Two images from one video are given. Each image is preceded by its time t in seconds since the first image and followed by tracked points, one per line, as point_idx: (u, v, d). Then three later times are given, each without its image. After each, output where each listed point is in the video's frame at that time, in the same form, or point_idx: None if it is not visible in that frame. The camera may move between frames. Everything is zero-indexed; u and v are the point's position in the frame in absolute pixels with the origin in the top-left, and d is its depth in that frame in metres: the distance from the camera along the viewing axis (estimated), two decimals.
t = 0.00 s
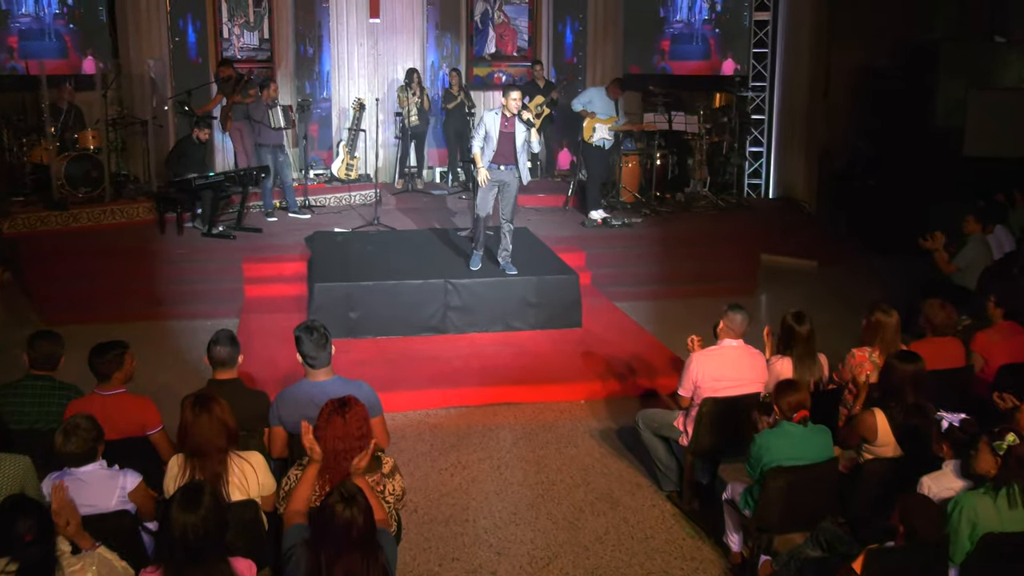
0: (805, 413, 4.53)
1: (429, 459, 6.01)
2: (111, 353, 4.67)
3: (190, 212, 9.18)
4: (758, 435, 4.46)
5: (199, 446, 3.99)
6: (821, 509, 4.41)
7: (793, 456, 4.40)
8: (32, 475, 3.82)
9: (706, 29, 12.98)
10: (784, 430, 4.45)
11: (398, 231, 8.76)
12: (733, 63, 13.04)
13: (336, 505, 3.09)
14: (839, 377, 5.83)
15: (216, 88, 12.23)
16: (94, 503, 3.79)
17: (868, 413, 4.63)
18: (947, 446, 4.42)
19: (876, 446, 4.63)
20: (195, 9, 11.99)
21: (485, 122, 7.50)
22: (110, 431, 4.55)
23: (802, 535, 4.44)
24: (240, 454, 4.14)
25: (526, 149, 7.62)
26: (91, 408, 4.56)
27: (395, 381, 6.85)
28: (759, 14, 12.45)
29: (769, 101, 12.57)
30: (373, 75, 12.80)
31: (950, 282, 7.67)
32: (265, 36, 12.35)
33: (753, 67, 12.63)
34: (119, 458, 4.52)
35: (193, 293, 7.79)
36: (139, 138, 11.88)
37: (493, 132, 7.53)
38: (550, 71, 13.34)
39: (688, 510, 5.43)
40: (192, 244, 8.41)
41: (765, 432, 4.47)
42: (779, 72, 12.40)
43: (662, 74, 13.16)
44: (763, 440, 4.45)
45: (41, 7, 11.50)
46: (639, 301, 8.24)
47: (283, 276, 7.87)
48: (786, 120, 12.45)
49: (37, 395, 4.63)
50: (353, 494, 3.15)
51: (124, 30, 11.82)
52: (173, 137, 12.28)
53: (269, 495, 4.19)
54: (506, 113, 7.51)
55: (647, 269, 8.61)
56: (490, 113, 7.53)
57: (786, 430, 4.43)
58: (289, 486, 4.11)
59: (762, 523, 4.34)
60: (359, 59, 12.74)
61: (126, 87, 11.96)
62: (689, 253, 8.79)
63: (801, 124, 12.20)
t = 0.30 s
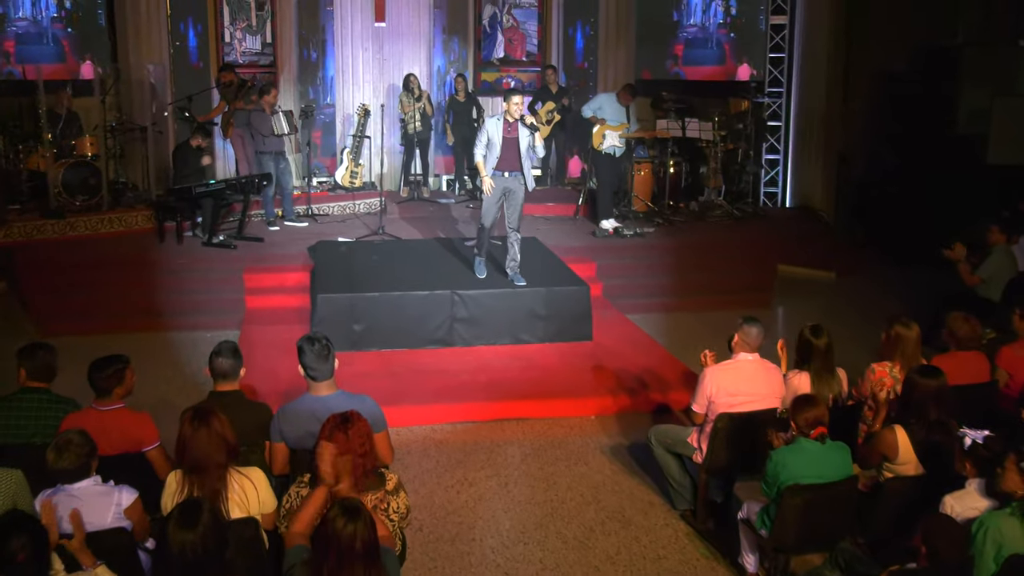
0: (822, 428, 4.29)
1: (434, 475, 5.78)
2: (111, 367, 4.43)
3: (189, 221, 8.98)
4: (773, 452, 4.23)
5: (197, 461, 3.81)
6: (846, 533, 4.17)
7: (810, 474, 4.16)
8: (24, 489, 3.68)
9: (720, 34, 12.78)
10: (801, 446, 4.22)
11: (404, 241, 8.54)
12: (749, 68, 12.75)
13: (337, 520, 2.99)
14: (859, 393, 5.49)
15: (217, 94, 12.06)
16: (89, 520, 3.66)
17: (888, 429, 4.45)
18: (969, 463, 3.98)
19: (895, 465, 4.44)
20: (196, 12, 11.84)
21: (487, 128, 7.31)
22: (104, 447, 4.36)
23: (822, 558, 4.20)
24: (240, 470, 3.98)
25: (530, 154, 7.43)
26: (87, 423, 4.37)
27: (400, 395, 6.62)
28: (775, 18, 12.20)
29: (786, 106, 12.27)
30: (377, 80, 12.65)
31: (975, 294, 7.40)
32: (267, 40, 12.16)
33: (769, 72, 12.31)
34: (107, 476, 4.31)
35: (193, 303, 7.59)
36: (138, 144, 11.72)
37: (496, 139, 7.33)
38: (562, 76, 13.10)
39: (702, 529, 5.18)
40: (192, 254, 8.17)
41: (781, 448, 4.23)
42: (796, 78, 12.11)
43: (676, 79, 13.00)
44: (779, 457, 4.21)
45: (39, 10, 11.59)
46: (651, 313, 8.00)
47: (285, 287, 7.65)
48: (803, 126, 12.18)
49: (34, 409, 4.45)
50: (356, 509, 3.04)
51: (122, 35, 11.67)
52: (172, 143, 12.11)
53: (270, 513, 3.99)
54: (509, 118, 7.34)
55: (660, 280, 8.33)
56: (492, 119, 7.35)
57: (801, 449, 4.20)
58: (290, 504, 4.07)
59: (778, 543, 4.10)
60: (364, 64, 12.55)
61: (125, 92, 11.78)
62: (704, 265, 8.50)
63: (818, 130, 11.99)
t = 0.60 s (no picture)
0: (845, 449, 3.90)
1: (436, 497, 5.42)
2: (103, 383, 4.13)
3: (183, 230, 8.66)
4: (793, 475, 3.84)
5: (190, 481, 3.49)
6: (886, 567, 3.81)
7: (835, 496, 3.75)
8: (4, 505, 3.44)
9: (738, 35, 12.34)
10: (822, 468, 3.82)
11: (407, 251, 8.18)
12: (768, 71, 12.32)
13: (331, 541, 2.80)
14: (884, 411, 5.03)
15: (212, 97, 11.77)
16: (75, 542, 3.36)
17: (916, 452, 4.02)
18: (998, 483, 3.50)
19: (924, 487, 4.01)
20: (190, 11, 11.57)
21: (478, 134, 7.00)
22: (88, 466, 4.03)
23: None
24: (235, 491, 3.66)
25: (524, 160, 7.11)
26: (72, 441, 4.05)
27: (402, 412, 6.28)
28: (797, 17, 11.50)
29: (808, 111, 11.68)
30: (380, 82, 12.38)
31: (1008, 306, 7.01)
32: (265, 41, 11.85)
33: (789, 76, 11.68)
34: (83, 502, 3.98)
35: (187, 316, 7.27)
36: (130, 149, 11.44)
37: (489, 145, 7.02)
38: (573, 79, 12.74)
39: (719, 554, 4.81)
40: (188, 264, 7.80)
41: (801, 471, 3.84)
42: (819, 79, 11.50)
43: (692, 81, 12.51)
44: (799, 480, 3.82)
45: (27, 9, 11.30)
46: (666, 327, 7.64)
47: (283, 299, 7.31)
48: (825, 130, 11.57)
49: (19, 427, 4.14)
50: (352, 530, 2.86)
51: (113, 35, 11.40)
52: (165, 147, 11.82)
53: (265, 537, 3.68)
54: (500, 123, 7.02)
55: (676, 292, 7.89)
56: (484, 125, 7.05)
57: (822, 469, 3.79)
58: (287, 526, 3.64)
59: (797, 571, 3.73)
60: (365, 65, 12.27)
61: (117, 94, 11.38)
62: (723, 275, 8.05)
63: (842, 134, 11.41)
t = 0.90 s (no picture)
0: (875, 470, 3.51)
1: (439, 521, 5.06)
2: (92, 396, 3.78)
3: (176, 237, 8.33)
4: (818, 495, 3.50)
5: (183, 504, 3.18)
6: None
7: (869, 522, 3.40)
8: None
9: (760, 33, 12.03)
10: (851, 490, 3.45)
11: (411, 261, 7.82)
12: (792, 71, 11.95)
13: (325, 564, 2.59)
14: (917, 434, 4.57)
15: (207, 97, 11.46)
16: (57, 565, 3.05)
17: (948, 471, 3.64)
18: None
19: (956, 508, 3.64)
20: (185, 8, 11.29)
21: (474, 137, 6.77)
22: (76, 487, 3.68)
23: None
24: (229, 512, 3.32)
25: (522, 160, 6.85)
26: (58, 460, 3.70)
27: (405, 430, 5.92)
28: (822, 14, 11.15)
29: (833, 113, 11.21)
30: (382, 83, 11.93)
31: None
32: (262, 39, 11.57)
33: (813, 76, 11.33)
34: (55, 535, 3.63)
35: (180, 328, 6.93)
36: (121, 153, 11.13)
37: (485, 148, 6.78)
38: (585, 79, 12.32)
39: None
40: (175, 274, 7.52)
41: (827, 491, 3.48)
42: (845, 78, 11.07)
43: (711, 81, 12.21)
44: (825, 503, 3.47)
45: (12, 6, 11.04)
46: (683, 341, 7.24)
47: (280, 311, 6.96)
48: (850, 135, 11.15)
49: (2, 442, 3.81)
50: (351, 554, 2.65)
51: (104, 34, 11.12)
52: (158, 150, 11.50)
53: (261, 562, 3.32)
54: (496, 125, 6.76)
55: (694, 305, 7.53)
56: (479, 127, 6.80)
57: (850, 493, 3.44)
58: (284, 549, 3.45)
59: None
60: (368, 65, 11.87)
61: (106, 93, 11.22)
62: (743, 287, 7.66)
63: (869, 135, 10.92)
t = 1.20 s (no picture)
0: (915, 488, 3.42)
1: (442, 545, 4.70)
2: (82, 408, 3.55)
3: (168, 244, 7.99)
4: (861, 500, 3.43)
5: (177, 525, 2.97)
6: None
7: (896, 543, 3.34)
8: None
9: (783, 29, 11.60)
10: (890, 507, 3.38)
11: (415, 269, 7.48)
12: (817, 68, 11.57)
13: None
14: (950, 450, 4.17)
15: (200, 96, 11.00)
16: None
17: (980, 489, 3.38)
18: None
19: (990, 531, 3.37)
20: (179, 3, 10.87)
21: (478, 139, 6.60)
22: (64, 505, 3.40)
23: None
24: (224, 533, 3.15)
25: (525, 163, 6.52)
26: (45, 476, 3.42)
27: (408, 447, 5.57)
28: (849, 10, 11.03)
29: (860, 115, 11.10)
30: (384, 81, 11.41)
31: None
32: (259, 36, 11.10)
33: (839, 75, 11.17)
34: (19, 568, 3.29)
35: (171, 340, 6.59)
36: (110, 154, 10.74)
37: (489, 151, 6.59)
38: (598, 78, 11.73)
39: None
40: (166, 282, 7.22)
41: (871, 500, 3.42)
42: (873, 83, 10.86)
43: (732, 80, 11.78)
44: (865, 512, 3.41)
45: None
46: (702, 354, 6.86)
47: (277, 322, 6.63)
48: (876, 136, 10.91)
49: None
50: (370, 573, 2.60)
51: (96, 33, 10.79)
52: (149, 152, 11.03)
53: None
54: (501, 126, 6.55)
55: (713, 316, 7.19)
56: (484, 127, 6.61)
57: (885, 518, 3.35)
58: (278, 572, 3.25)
59: None
60: (370, 62, 11.35)
61: (94, 95, 10.95)
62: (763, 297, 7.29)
63: (896, 139, 10.62)
